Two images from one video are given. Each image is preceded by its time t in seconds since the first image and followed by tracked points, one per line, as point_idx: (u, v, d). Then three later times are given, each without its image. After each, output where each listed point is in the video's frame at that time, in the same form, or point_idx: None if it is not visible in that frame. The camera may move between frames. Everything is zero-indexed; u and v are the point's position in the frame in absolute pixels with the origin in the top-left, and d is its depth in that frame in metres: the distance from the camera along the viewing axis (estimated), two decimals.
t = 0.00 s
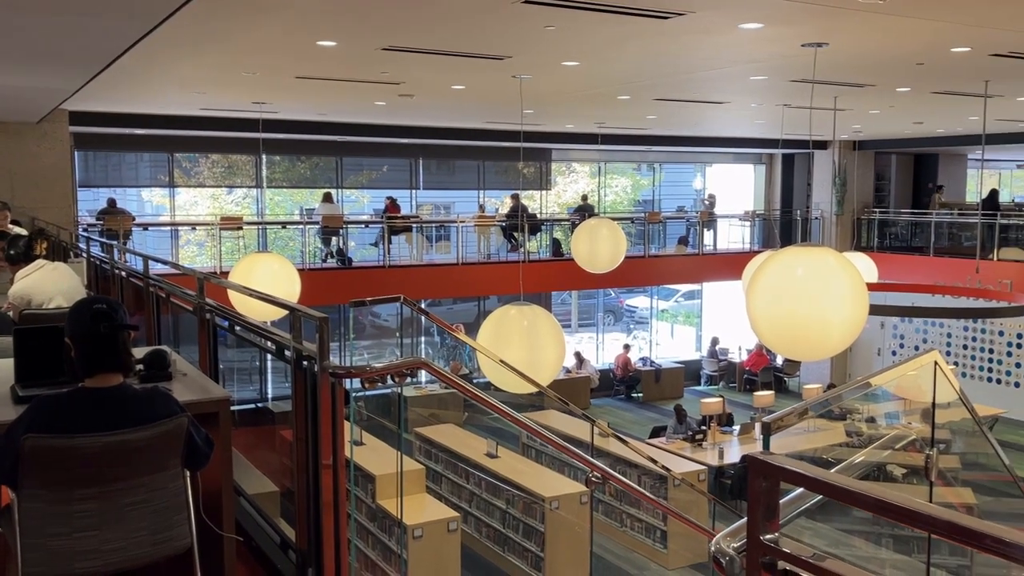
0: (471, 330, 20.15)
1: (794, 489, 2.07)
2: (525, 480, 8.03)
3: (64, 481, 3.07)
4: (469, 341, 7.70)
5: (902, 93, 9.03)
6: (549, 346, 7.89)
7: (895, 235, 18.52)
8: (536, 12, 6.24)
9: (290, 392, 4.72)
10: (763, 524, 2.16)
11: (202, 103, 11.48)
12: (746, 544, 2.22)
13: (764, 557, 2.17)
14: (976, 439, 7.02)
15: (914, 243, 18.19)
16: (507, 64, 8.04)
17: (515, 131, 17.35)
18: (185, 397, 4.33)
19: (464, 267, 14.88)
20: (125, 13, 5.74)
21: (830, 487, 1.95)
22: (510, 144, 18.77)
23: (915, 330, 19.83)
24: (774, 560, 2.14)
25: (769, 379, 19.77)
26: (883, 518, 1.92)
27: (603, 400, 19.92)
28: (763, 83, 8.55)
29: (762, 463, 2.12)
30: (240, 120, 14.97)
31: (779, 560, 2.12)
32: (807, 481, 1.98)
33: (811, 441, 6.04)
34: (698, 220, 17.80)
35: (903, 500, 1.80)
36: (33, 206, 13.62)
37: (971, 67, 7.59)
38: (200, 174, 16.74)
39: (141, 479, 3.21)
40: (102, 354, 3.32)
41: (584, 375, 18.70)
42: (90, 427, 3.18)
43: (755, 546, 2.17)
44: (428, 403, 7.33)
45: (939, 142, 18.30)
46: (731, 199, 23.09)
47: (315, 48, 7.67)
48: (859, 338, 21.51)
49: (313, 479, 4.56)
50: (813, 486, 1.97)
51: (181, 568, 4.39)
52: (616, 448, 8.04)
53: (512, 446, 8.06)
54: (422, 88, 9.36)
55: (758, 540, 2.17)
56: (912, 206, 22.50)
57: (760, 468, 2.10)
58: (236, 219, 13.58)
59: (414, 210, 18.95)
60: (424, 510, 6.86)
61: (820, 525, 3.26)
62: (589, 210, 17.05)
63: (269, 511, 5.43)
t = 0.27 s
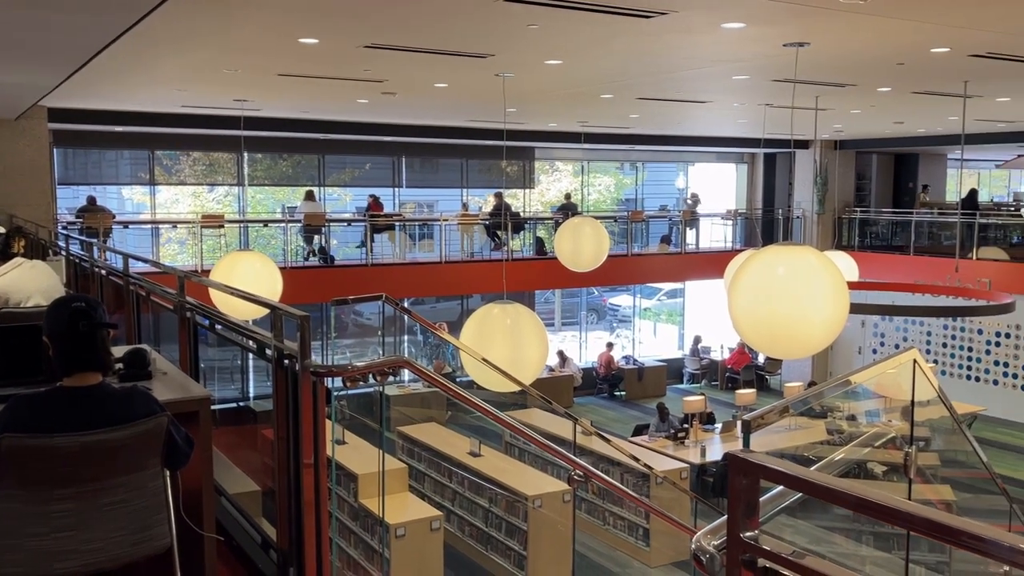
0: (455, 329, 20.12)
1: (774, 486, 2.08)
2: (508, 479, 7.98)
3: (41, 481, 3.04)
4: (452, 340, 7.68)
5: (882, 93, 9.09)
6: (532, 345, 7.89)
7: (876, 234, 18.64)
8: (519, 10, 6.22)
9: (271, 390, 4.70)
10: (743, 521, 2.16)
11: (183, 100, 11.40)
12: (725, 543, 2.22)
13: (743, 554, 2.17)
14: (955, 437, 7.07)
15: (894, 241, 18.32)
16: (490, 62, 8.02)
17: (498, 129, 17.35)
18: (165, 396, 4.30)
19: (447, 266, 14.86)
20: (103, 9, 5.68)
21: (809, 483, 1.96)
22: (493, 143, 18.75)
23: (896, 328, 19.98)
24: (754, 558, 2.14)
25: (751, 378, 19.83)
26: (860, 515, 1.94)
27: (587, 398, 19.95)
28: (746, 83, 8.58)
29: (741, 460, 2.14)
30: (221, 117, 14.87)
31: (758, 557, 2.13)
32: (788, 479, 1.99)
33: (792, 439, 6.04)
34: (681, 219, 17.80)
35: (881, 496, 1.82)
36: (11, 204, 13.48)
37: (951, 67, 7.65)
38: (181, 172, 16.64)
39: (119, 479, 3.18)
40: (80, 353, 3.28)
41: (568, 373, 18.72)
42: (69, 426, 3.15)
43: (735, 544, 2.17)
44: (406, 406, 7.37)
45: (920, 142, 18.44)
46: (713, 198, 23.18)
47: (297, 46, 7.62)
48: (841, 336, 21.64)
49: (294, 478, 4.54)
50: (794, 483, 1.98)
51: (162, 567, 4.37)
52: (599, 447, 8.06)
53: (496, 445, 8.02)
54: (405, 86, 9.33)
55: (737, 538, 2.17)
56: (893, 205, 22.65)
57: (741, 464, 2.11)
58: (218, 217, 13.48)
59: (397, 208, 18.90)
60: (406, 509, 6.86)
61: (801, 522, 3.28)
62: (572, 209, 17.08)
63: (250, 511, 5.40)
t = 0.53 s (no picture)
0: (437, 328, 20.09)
1: (752, 484, 2.31)
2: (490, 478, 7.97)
3: (19, 481, 3.02)
4: (434, 339, 7.67)
5: (861, 93, 9.16)
6: (514, 344, 7.88)
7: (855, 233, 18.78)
8: (500, 8, 6.22)
9: (251, 389, 4.67)
10: (724, 519, 2.40)
11: (163, 98, 11.30)
12: (707, 540, 2.45)
13: (723, 551, 2.40)
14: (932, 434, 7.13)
15: (874, 241, 18.46)
16: (472, 61, 8.02)
17: (479, 128, 17.34)
18: (143, 395, 4.26)
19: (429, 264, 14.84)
20: (79, 6, 5.63)
21: (784, 481, 2.17)
22: (474, 141, 18.74)
23: (875, 327, 20.14)
24: (733, 554, 2.37)
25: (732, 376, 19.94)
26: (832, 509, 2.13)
27: (569, 397, 19.99)
28: (726, 82, 8.61)
29: (722, 460, 2.36)
30: (201, 116, 14.79)
31: (738, 554, 2.36)
32: (764, 476, 2.21)
33: (773, 437, 6.06)
34: (662, 219, 17.91)
35: (848, 492, 2.02)
36: None
37: (929, 68, 7.71)
38: (161, 170, 16.53)
39: (98, 479, 3.16)
40: (57, 353, 3.26)
41: (550, 372, 18.74)
42: (47, 427, 3.13)
43: (715, 541, 2.41)
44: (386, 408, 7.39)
45: (899, 142, 18.59)
46: (694, 197, 23.28)
47: (277, 43, 7.58)
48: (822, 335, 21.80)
49: (275, 478, 4.51)
50: (770, 480, 2.19)
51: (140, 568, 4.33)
52: (581, 445, 8.08)
53: (478, 445, 8.13)
54: (386, 84, 9.30)
55: (718, 535, 2.40)
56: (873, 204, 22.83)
57: (721, 464, 2.32)
58: (198, 215, 13.39)
59: (379, 207, 18.86)
60: (389, 508, 6.85)
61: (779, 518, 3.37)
62: (554, 208, 17.11)
63: (230, 511, 5.38)
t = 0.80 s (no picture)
0: (418, 327, 20.06)
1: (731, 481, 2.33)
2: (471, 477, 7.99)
3: None
4: (415, 338, 7.64)
5: (840, 93, 9.22)
6: (496, 342, 7.86)
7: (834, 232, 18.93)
8: (481, 7, 6.21)
9: (230, 389, 4.65)
10: (703, 517, 2.42)
11: (141, 95, 11.20)
12: (686, 537, 2.47)
13: (703, 548, 2.42)
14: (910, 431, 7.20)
15: (852, 240, 18.61)
16: (452, 59, 8.00)
17: (460, 127, 17.31)
18: (120, 395, 4.21)
19: (410, 263, 14.79)
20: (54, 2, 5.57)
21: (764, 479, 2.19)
22: (455, 140, 18.72)
23: (854, 325, 20.29)
24: (713, 551, 2.39)
25: (712, 374, 20.03)
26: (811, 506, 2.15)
27: (550, 395, 20.01)
28: (707, 82, 8.65)
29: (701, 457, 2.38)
30: (179, 113, 14.67)
31: (717, 551, 2.38)
32: (744, 474, 2.23)
33: (753, 435, 6.08)
34: (643, 217, 17.88)
35: (827, 489, 2.05)
36: None
37: (906, 68, 7.77)
38: (139, 168, 16.40)
39: (74, 480, 3.13)
40: (33, 353, 3.21)
41: (531, 371, 18.75)
42: (23, 428, 3.09)
43: (695, 538, 2.43)
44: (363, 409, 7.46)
45: (877, 142, 18.74)
46: (675, 196, 23.36)
47: (257, 41, 7.53)
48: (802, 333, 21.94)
49: (255, 478, 4.48)
50: (750, 478, 2.21)
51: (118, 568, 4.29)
52: (562, 444, 8.09)
53: (459, 443, 8.13)
54: (367, 82, 9.26)
55: (697, 532, 2.43)
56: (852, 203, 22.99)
57: (700, 462, 2.34)
58: (176, 214, 13.28)
59: (359, 205, 18.80)
60: (369, 508, 6.82)
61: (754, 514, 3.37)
62: (535, 207, 17.13)
63: (209, 511, 5.33)
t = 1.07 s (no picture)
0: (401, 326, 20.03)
1: (712, 479, 2.35)
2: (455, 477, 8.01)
3: None
4: (398, 337, 7.63)
5: (821, 93, 9.27)
6: (479, 341, 7.86)
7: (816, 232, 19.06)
8: (464, 6, 6.20)
9: (211, 389, 4.62)
10: (684, 514, 2.44)
11: (120, 93, 11.11)
12: (668, 535, 2.50)
13: (684, 546, 2.45)
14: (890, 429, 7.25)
15: (833, 239, 18.74)
16: (436, 58, 7.99)
17: (443, 126, 17.29)
18: (100, 396, 4.18)
19: (392, 262, 14.77)
20: None
21: (745, 476, 2.21)
22: (438, 139, 18.70)
23: (835, 324, 20.43)
24: (694, 549, 2.42)
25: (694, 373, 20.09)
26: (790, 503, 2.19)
27: (534, 394, 20.05)
28: (689, 81, 8.68)
29: (682, 455, 2.40)
30: (160, 112, 14.58)
31: (699, 548, 2.41)
32: (726, 472, 2.26)
33: (736, 433, 6.10)
34: (626, 216, 17.94)
35: (807, 486, 2.08)
36: None
37: (886, 68, 7.82)
38: (120, 167, 16.29)
39: (53, 482, 3.15)
40: (12, 354, 3.21)
41: (515, 370, 18.77)
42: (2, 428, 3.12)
43: (677, 536, 2.45)
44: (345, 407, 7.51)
45: (858, 141, 18.85)
46: (657, 195, 23.43)
47: (238, 39, 7.49)
48: (783, 331, 22.05)
49: (236, 478, 4.45)
50: (732, 476, 2.24)
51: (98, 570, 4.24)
52: (545, 442, 8.12)
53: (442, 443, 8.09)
54: (350, 80, 9.23)
55: (678, 530, 2.45)
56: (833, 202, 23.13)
57: (682, 460, 2.36)
58: (157, 213, 13.19)
59: (342, 204, 18.76)
60: (352, 508, 6.80)
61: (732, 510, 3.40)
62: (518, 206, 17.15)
63: (190, 511, 5.30)
